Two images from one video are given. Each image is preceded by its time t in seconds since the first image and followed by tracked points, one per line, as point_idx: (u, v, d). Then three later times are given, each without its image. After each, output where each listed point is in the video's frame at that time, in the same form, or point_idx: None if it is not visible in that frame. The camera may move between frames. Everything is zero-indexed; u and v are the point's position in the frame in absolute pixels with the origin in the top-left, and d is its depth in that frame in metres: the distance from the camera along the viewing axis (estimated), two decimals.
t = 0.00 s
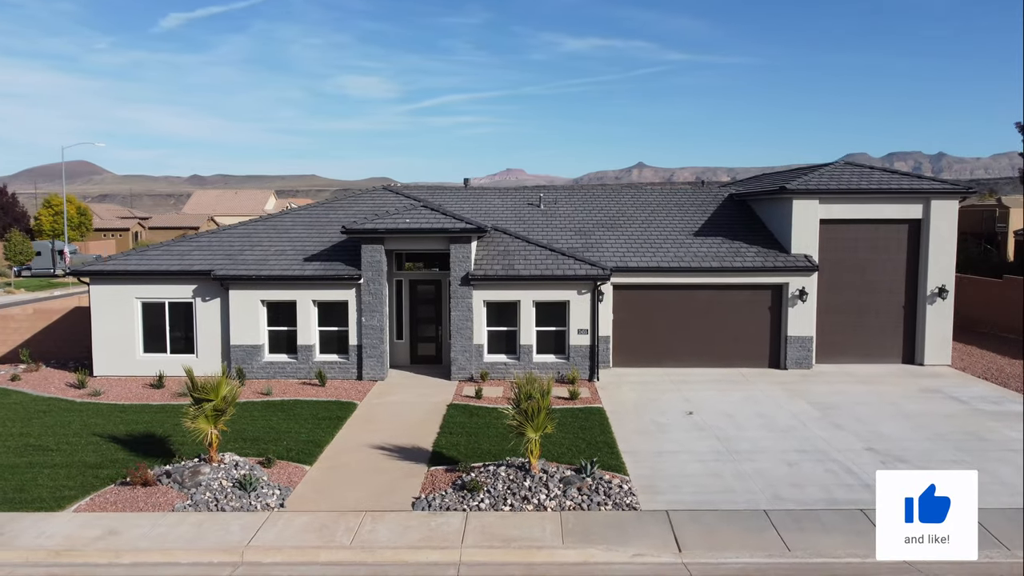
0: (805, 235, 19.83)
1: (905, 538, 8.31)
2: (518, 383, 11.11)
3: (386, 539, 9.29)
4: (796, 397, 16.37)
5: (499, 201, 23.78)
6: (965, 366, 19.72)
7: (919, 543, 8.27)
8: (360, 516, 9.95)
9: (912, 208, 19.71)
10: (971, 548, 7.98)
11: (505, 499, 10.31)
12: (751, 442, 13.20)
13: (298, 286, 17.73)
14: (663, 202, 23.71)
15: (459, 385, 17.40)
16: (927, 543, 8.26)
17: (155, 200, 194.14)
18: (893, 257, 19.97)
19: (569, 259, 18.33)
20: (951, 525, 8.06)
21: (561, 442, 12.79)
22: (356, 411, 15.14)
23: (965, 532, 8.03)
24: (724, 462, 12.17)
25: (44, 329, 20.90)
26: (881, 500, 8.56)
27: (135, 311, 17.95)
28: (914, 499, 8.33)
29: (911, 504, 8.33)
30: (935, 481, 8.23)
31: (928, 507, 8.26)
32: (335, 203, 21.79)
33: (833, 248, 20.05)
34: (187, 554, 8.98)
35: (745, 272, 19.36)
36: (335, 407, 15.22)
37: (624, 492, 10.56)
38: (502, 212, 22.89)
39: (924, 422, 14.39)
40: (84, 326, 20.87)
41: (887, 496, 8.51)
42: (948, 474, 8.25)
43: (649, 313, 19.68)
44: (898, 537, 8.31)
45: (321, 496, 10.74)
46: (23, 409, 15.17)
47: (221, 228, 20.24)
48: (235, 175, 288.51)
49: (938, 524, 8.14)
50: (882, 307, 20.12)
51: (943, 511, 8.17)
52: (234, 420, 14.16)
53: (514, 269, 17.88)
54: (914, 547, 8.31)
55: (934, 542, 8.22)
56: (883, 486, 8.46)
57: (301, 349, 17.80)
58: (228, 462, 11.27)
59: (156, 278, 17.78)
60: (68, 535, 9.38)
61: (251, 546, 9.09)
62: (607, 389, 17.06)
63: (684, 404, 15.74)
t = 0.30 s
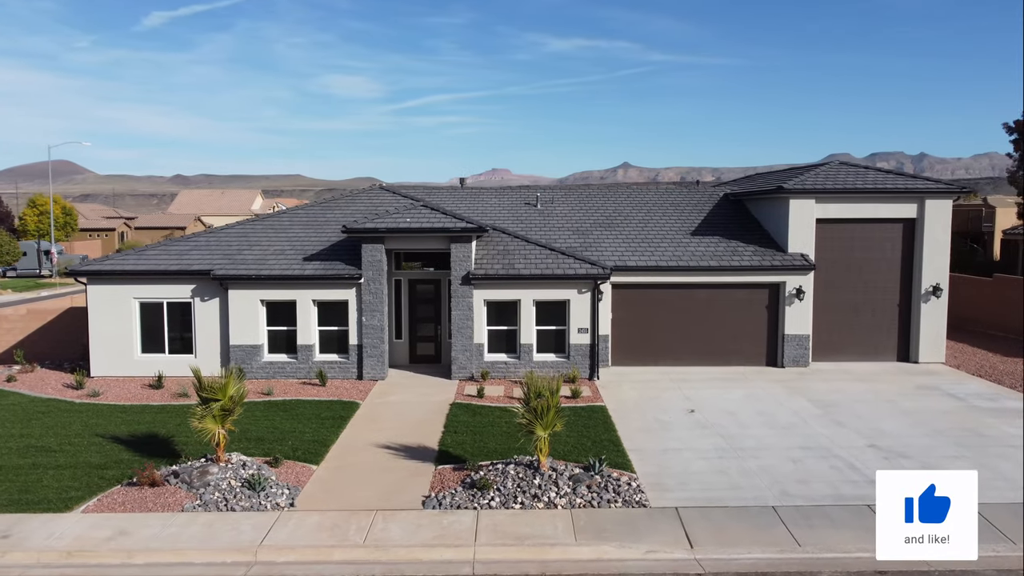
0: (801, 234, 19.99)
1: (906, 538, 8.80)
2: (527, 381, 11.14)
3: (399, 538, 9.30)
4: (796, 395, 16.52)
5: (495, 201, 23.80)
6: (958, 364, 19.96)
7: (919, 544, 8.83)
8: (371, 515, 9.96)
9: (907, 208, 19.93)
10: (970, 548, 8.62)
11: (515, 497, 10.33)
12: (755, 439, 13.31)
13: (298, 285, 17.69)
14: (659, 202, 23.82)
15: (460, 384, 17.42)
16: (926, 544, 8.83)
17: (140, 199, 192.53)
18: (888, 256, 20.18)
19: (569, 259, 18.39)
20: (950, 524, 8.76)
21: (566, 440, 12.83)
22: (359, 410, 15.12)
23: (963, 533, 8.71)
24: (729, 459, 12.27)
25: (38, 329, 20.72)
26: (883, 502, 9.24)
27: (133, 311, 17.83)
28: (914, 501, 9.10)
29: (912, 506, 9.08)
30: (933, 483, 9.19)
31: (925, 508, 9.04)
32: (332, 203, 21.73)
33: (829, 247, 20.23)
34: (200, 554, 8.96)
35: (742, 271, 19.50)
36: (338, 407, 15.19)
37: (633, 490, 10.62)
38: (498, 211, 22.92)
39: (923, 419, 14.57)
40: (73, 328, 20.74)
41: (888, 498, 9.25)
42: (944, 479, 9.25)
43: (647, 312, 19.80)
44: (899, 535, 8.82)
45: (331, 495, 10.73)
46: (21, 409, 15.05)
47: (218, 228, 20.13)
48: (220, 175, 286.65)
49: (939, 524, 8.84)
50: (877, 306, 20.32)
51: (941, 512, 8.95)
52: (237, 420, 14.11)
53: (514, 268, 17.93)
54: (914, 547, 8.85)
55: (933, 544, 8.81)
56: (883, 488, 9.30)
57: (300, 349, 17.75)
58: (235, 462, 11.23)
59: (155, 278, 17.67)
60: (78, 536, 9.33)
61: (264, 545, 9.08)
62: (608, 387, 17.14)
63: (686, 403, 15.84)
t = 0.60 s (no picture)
0: (798, 233, 20.17)
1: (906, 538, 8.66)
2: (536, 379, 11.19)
3: (412, 537, 9.33)
4: (795, 392, 16.68)
5: (492, 201, 23.82)
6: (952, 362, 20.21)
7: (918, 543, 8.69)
8: (382, 514, 9.98)
9: (901, 208, 20.15)
10: (970, 548, 8.54)
11: (525, 495, 10.37)
12: (758, 436, 13.43)
13: (298, 285, 17.65)
14: (655, 201, 23.93)
15: (461, 383, 17.44)
16: (926, 544, 8.70)
17: (124, 199, 190.90)
18: (883, 255, 20.40)
19: (568, 258, 18.45)
20: (951, 525, 8.60)
21: (572, 439, 12.88)
22: (362, 410, 15.11)
23: (964, 534, 8.56)
24: (734, 456, 12.37)
25: (33, 330, 20.57)
26: (882, 502, 9.00)
27: (131, 311, 17.72)
28: (914, 501, 8.87)
29: (911, 506, 8.86)
30: (934, 482, 8.96)
31: (926, 509, 8.82)
32: (329, 202, 21.67)
33: (824, 246, 20.42)
34: (214, 554, 8.94)
35: (740, 270, 19.64)
36: (341, 407, 15.16)
37: (642, 487, 10.69)
38: (495, 211, 22.95)
39: (922, 416, 14.75)
40: (68, 328, 20.57)
41: (887, 497, 9.03)
42: (945, 478, 9.05)
43: (646, 311, 19.91)
44: (899, 536, 8.67)
45: (340, 495, 10.74)
46: (20, 411, 14.92)
47: (216, 227, 20.03)
48: (206, 175, 284.89)
49: (939, 524, 8.66)
50: (872, 304, 20.52)
51: (941, 511, 8.76)
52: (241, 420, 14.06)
53: (515, 268, 17.97)
54: (914, 547, 8.72)
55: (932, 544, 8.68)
56: (883, 487, 9.08)
57: (300, 349, 17.71)
58: (243, 462, 11.21)
59: (153, 278, 17.57)
60: (89, 537, 9.28)
61: (278, 545, 9.07)
62: (608, 386, 17.22)
63: (687, 401, 15.94)
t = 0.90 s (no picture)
0: (794, 232, 20.34)
1: (907, 537, 8.67)
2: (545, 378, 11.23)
3: (425, 535, 9.35)
4: (794, 390, 16.82)
5: (489, 200, 23.84)
6: (946, 359, 20.45)
7: (920, 543, 8.66)
8: (394, 513, 9.99)
9: (896, 207, 20.37)
10: (970, 547, 8.54)
11: (536, 493, 10.41)
12: (761, 433, 13.56)
13: (299, 285, 17.61)
14: (651, 201, 24.03)
15: (462, 382, 17.46)
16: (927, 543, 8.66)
17: (109, 199, 189.22)
18: (878, 254, 20.60)
19: (568, 257, 18.52)
20: (951, 524, 8.60)
21: (577, 436, 12.94)
22: (365, 410, 15.09)
23: (964, 534, 8.58)
24: (739, 453, 12.48)
25: (27, 330, 20.40)
26: (883, 502, 9.02)
27: (129, 311, 17.61)
28: (914, 501, 8.92)
29: (912, 507, 8.89)
30: (933, 482, 9.04)
31: (925, 508, 8.87)
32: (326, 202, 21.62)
33: (821, 245, 20.61)
34: (228, 554, 8.92)
35: (738, 269, 19.78)
36: (344, 406, 15.14)
37: (650, 484, 10.77)
38: (493, 210, 22.97)
39: (921, 413, 14.92)
40: (62, 328, 20.38)
41: (888, 497, 9.04)
42: (945, 479, 9.10)
43: (644, 310, 20.02)
44: (899, 536, 8.66)
45: (350, 494, 10.74)
46: (20, 412, 14.79)
47: (213, 227, 19.94)
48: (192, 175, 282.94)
49: (941, 524, 8.66)
50: (868, 303, 20.72)
51: (941, 511, 8.81)
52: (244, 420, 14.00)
53: (516, 267, 18.01)
54: (915, 547, 8.68)
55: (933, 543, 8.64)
56: (883, 487, 9.10)
57: (301, 349, 17.66)
58: (251, 461, 11.17)
59: (152, 278, 17.47)
60: (100, 538, 9.24)
61: (292, 544, 9.07)
62: (609, 385, 17.30)
63: (688, 399, 16.04)
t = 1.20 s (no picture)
0: (791, 231, 20.51)
1: (907, 538, 8.60)
2: (554, 376, 11.28)
3: (439, 533, 9.37)
4: (793, 388, 16.97)
5: (486, 200, 23.87)
6: (941, 357, 20.68)
7: (920, 544, 8.61)
8: (406, 511, 10.01)
9: (891, 206, 20.58)
10: (970, 548, 8.50)
11: (546, 491, 10.46)
12: (764, 431, 13.67)
13: (299, 285, 17.56)
14: (647, 200, 24.14)
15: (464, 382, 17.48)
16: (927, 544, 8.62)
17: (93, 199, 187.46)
18: (874, 253, 20.81)
19: (568, 256, 18.58)
20: (951, 525, 8.57)
21: (583, 434, 13.00)
22: (369, 409, 15.08)
23: (964, 534, 8.56)
24: (743, 450, 12.58)
25: (22, 331, 20.22)
26: (883, 503, 8.95)
27: (128, 311, 17.50)
28: (914, 502, 8.86)
29: (912, 507, 8.83)
30: (933, 482, 8.96)
31: (925, 508, 8.81)
32: (324, 201, 21.57)
33: (817, 244, 20.79)
34: (242, 553, 8.91)
35: (736, 268, 19.92)
36: (347, 406, 15.13)
37: (659, 481, 10.85)
38: (490, 210, 23.00)
39: (919, 409, 15.09)
40: (56, 329, 20.22)
41: (887, 498, 8.97)
42: (943, 479, 9.05)
43: (643, 309, 20.12)
44: (900, 536, 8.60)
45: (360, 493, 10.75)
46: (20, 413, 14.66)
47: (211, 226, 19.84)
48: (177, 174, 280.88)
49: (941, 524, 8.63)
50: (863, 301, 20.92)
51: (941, 511, 8.77)
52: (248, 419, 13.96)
53: (516, 266, 18.05)
54: (916, 548, 8.63)
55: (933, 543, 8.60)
56: (883, 487, 9.03)
57: (301, 349, 17.62)
58: (260, 461, 11.15)
59: (151, 278, 17.37)
60: (112, 538, 9.20)
61: (306, 543, 9.07)
62: (610, 383, 17.38)
63: (690, 397, 16.15)
